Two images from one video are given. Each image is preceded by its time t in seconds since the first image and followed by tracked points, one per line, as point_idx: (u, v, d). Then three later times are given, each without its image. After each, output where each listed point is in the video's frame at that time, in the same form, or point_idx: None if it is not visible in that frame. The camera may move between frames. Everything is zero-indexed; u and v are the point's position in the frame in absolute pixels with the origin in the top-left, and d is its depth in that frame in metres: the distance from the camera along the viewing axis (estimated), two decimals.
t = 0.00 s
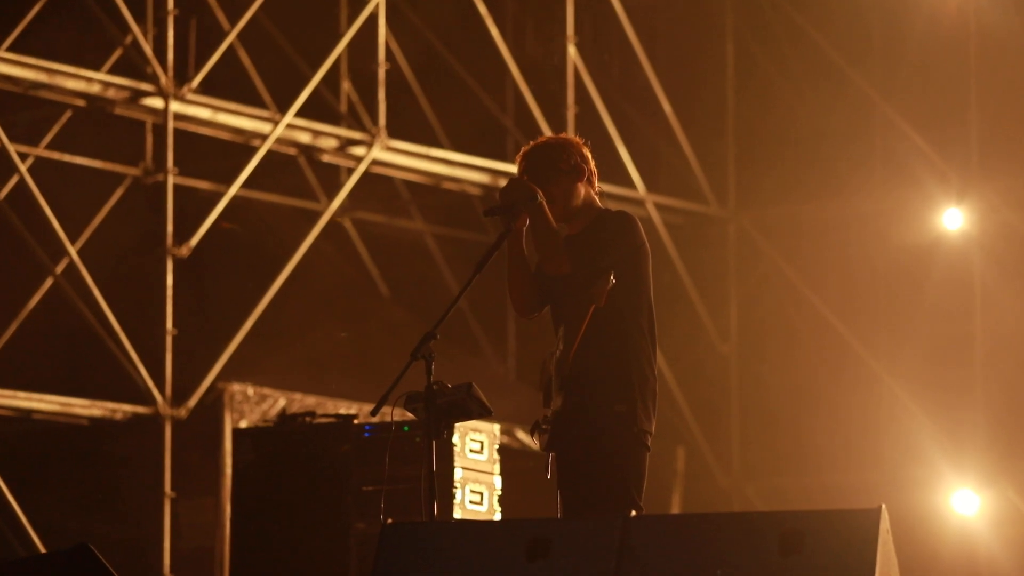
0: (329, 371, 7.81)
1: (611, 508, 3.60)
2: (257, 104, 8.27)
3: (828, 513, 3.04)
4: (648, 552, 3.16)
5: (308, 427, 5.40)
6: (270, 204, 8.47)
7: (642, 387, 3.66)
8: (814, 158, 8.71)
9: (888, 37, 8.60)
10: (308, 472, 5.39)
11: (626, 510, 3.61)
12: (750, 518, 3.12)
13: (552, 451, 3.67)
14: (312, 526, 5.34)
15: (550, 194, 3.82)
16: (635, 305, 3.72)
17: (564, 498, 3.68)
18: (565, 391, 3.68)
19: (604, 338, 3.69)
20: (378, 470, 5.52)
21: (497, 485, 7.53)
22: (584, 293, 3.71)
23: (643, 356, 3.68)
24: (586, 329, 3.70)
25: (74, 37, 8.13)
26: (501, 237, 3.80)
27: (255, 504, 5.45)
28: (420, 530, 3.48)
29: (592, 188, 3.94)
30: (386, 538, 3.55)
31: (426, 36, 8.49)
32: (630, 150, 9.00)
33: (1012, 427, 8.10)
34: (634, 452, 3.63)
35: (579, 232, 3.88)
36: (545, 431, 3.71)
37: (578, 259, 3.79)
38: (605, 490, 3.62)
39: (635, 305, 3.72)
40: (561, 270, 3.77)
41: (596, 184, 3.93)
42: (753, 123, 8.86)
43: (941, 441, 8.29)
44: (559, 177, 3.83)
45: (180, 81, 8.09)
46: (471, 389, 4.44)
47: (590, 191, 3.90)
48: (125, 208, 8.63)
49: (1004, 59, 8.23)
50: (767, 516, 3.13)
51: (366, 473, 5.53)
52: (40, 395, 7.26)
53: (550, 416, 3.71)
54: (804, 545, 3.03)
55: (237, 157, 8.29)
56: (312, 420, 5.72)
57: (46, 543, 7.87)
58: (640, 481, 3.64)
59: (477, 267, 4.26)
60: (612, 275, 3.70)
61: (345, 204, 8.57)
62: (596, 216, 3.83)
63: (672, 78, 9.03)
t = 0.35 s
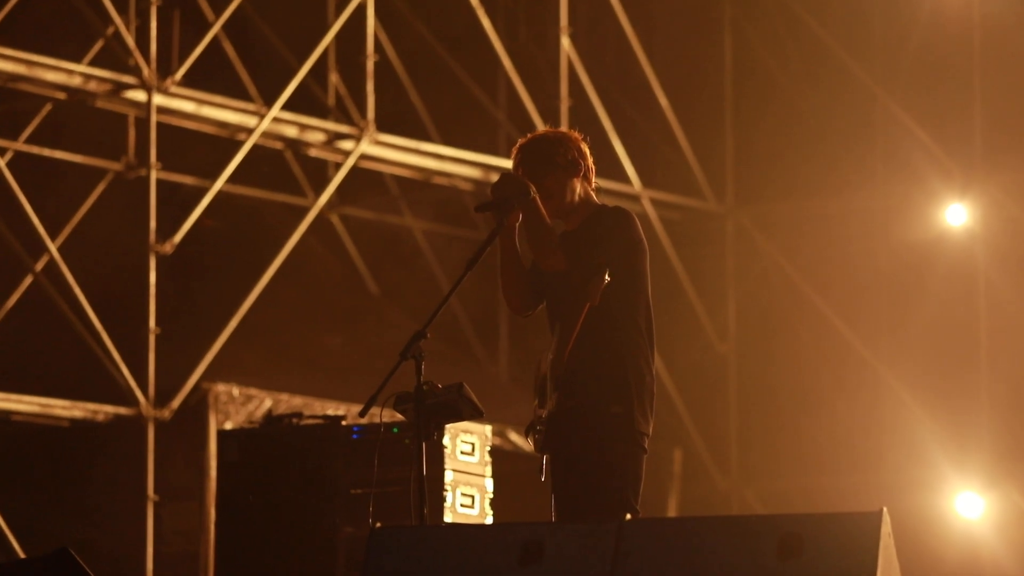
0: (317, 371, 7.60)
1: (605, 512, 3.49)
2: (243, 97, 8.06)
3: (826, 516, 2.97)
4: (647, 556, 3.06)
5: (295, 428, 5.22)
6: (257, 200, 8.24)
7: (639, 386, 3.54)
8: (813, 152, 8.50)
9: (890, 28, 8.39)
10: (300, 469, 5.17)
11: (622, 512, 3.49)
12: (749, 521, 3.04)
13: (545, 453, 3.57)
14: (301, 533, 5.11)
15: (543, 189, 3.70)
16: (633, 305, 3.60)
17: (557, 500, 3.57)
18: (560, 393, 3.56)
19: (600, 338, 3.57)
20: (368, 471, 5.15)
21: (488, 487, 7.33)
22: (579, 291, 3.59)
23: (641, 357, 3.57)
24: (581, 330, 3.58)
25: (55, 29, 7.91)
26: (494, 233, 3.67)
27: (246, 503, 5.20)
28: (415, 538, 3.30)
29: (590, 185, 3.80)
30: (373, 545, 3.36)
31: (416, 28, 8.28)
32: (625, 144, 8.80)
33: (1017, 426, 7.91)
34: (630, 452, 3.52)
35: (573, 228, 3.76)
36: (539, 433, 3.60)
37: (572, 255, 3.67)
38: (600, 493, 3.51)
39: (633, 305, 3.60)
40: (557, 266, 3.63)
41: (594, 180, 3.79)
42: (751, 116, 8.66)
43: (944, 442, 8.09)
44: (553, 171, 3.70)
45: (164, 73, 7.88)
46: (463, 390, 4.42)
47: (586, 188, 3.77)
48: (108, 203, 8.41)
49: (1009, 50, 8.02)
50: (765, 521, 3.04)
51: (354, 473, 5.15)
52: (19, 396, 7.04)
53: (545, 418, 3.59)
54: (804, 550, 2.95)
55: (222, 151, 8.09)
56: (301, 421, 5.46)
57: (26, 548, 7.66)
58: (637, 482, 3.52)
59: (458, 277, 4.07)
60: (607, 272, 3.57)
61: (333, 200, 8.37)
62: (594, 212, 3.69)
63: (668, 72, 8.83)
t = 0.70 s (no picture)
0: (302, 377, 7.29)
1: (602, 528, 3.24)
2: (225, 92, 7.75)
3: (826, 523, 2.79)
4: (643, 569, 2.84)
5: (279, 435, 4.86)
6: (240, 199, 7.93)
7: (639, 392, 3.28)
8: (818, 150, 8.22)
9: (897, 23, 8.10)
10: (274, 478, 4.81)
11: (621, 526, 3.23)
12: (749, 534, 2.84)
13: (541, 463, 3.30)
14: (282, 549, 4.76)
15: (538, 187, 3.45)
16: (632, 307, 3.34)
17: (553, 513, 3.31)
18: (556, 398, 3.30)
19: (599, 342, 3.31)
20: (354, 483, 4.79)
21: (481, 498, 7.01)
22: (576, 294, 3.33)
23: (641, 361, 3.30)
24: (579, 332, 3.32)
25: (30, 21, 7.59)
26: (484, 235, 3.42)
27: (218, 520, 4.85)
28: (403, 552, 3.09)
29: (587, 184, 3.55)
30: (361, 562, 3.15)
31: (406, 22, 7.98)
32: (623, 142, 8.49)
33: None
34: (630, 462, 3.26)
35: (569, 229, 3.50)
36: (534, 441, 3.33)
37: (568, 256, 3.41)
38: (598, 506, 3.24)
39: (633, 307, 3.34)
40: (553, 267, 3.39)
41: (591, 180, 3.54)
42: (753, 114, 8.36)
43: (954, 451, 7.80)
44: (548, 168, 3.44)
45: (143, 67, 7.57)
46: (454, 397, 4.12)
47: (583, 187, 3.52)
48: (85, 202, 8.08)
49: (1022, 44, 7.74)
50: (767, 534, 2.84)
51: (339, 484, 4.78)
52: None
53: (540, 425, 3.33)
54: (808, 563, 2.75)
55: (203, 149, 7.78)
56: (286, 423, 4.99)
57: None
58: (638, 495, 3.26)
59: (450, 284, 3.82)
60: (605, 275, 3.31)
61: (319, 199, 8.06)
62: (591, 212, 3.44)
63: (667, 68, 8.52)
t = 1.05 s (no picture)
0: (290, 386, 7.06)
1: (600, 538, 3.22)
2: (211, 91, 7.50)
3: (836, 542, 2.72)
4: None
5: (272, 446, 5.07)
6: (228, 203, 7.69)
7: (636, 399, 3.26)
8: (824, 153, 7.97)
9: (905, 18, 7.85)
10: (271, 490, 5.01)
11: (619, 535, 3.22)
12: (750, 548, 2.77)
13: (536, 474, 3.29)
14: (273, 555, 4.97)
15: (534, 192, 3.48)
16: (631, 313, 3.34)
17: (549, 520, 3.30)
18: (552, 405, 3.29)
19: (596, 347, 3.31)
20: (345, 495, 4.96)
21: (475, 511, 6.77)
22: (571, 299, 3.35)
23: (640, 368, 3.29)
24: (576, 338, 3.31)
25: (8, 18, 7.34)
26: (479, 240, 3.45)
27: (213, 528, 5.07)
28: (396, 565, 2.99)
29: (586, 187, 3.58)
30: None
31: (398, 18, 7.73)
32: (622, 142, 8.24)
33: None
34: (627, 472, 3.23)
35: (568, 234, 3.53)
36: (529, 450, 3.31)
37: (566, 261, 3.44)
38: (595, 514, 3.23)
39: (632, 312, 3.35)
40: (550, 273, 3.40)
41: (589, 182, 3.58)
42: (756, 113, 8.12)
43: (964, 462, 7.49)
44: (545, 172, 3.48)
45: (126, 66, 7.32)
46: (446, 406, 3.94)
47: (582, 192, 3.55)
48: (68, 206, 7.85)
49: None
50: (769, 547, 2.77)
51: (331, 496, 4.95)
52: None
53: (536, 433, 3.31)
54: None
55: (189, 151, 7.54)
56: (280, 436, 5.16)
57: None
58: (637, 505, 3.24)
59: (432, 310, 3.74)
60: (599, 278, 3.33)
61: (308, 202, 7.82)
62: (590, 217, 3.45)
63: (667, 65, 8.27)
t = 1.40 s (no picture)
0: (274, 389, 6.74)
1: (596, 549, 3.04)
2: (191, 82, 7.18)
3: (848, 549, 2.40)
4: None
5: (253, 452, 4.72)
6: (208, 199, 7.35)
7: (634, 401, 3.09)
8: (832, 148, 7.70)
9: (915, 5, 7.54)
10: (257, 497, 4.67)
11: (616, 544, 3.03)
12: (752, 557, 2.48)
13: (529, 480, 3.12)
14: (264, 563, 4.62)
15: (527, 185, 3.31)
16: (631, 313, 3.17)
17: (542, 534, 3.12)
18: (545, 410, 3.13)
19: (593, 351, 3.14)
20: (330, 503, 4.65)
21: (467, 520, 6.43)
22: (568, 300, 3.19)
23: (637, 372, 3.12)
24: (572, 340, 3.15)
25: None
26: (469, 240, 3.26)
27: (210, 529, 4.70)
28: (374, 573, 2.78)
29: (581, 181, 3.41)
30: None
31: (384, 6, 7.41)
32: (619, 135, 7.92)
33: None
34: (623, 474, 3.05)
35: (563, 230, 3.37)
36: (520, 455, 3.16)
37: (561, 259, 3.28)
38: (591, 524, 3.05)
39: (633, 313, 3.17)
40: (544, 272, 3.26)
41: (585, 175, 3.41)
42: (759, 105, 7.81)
43: (980, 467, 7.24)
44: (538, 164, 3.30)
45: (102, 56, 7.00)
46: (436, 410, 3.53)
47: (577, 184, 3.38)
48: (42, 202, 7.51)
49: None
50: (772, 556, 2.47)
51: (314, 505, 4.64)
52: None
53: (528, 440, 3.15)
54: None
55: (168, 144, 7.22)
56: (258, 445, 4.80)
57: None
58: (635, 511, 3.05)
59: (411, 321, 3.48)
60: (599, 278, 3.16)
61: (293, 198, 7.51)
62: (586, 214, 3.30)
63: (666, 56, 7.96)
